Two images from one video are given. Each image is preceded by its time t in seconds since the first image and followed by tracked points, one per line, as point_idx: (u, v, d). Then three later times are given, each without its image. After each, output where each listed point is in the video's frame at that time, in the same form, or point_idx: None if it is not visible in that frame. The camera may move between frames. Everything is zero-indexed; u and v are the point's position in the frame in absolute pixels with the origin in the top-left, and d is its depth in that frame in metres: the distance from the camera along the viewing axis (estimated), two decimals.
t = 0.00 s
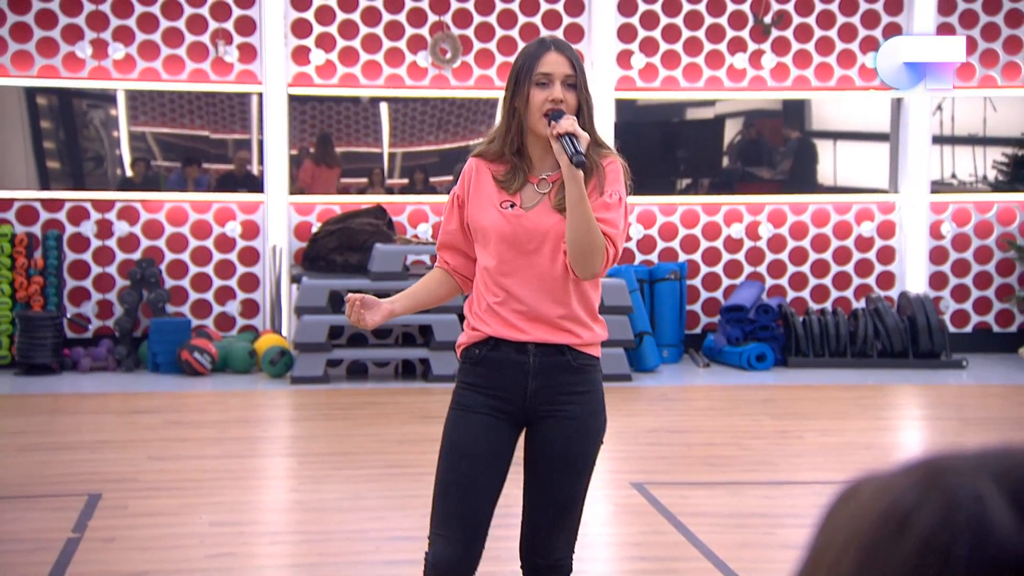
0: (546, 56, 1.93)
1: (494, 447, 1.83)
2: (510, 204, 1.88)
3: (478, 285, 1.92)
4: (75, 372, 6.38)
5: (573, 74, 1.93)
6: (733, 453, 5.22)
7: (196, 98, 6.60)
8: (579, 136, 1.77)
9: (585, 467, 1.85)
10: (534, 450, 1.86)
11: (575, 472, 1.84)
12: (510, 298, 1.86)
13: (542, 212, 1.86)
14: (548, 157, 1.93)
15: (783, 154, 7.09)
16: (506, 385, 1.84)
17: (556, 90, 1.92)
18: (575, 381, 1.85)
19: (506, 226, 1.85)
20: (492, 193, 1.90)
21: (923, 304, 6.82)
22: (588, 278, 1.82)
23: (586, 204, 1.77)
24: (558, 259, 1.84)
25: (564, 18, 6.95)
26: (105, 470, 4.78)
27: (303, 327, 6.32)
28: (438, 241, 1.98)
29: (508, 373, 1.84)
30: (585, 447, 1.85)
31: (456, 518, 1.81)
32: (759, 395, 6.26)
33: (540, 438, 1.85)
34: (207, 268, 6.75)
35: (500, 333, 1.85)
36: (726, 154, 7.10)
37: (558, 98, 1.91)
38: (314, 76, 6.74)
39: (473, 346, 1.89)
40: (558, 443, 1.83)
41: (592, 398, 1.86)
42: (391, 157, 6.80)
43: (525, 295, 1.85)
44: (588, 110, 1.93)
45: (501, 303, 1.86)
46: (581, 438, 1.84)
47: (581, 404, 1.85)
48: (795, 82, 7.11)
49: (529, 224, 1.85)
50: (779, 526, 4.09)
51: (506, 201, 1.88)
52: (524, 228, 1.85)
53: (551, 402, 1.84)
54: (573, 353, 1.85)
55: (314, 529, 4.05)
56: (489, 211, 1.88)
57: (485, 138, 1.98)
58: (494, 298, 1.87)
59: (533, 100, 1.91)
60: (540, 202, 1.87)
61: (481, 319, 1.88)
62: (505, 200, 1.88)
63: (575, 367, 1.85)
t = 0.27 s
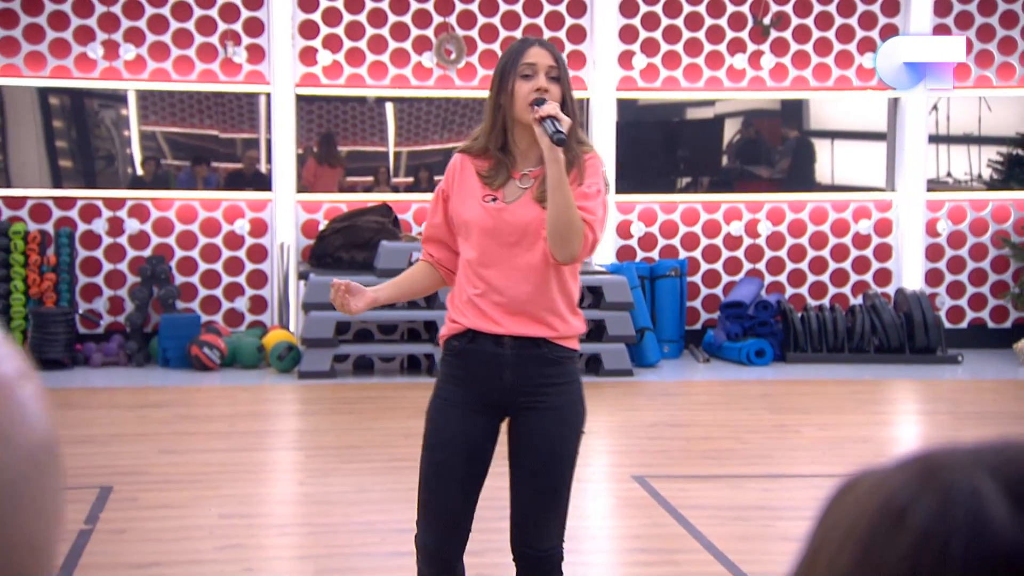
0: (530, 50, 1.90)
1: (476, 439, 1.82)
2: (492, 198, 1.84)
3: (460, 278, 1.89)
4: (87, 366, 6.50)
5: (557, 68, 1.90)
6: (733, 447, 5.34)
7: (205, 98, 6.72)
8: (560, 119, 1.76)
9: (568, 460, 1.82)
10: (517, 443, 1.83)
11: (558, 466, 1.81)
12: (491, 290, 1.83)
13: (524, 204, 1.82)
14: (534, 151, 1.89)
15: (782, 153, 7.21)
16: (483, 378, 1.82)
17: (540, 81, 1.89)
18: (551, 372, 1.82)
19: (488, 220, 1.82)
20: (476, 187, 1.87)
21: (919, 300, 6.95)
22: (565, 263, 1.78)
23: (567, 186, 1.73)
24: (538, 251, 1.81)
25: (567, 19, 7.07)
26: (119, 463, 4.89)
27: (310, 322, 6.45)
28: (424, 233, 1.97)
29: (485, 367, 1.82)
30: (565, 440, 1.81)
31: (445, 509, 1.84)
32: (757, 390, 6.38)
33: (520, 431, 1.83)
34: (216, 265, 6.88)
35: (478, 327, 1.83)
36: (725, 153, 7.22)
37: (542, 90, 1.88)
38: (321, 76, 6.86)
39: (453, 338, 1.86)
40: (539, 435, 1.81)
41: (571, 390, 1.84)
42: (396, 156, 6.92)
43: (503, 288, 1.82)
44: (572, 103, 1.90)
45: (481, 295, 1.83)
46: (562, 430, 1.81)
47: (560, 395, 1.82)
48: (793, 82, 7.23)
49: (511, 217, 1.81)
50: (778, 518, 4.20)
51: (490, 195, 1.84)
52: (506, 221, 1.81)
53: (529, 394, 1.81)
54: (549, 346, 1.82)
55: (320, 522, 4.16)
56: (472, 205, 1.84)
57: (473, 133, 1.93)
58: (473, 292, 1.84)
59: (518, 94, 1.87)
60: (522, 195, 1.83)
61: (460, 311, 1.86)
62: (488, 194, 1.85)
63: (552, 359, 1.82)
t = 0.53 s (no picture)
0: (502, 56, 1.79)
1: (443, 438, 1.71)
2: (457, 197, 1.74)
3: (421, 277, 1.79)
4: (103, 363, 6.62)
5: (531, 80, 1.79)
6: (737, 443, 5.45)
7: (218, 100, 6.84)
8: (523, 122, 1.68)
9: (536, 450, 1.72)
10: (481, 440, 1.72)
11: (526, 459, 1.71)
12: (450, 288, 1.72)
13: (488, 205, 1.71)
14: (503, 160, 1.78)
15: (784, 153, 7.31)
16: (440, 376, 1.71)
17: (509, 89, 1.77)
18: (508, 368, 1.70)
19: (451, 217, 1.72)
20: (443, 187, 1.76)
21: (920, 298, 7.06)
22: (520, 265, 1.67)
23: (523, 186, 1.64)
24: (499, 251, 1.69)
25: (573, 22, 7.18)
26: (136, 459, 5.00)
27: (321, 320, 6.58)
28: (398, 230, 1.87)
29: (441, 365, 1.71)
30: (529, 433, 1.70)
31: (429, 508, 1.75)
32: (760, 387, 6.50)
33: (482, 429, 1.71)
34: (229, 263, 7.00)
35: (434, 325, 1.72)
36: (729, 154, 7.32)
37: (512, 98, 1.77)
38: (332, 78, 6.97)
39: (413, 336, 1.76)
40: (501, 431, 1.69)
41: (531, 383, 1.72)
42: (405, 157, 7.04)
43: (460, 286, 1.71)
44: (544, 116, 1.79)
45: (439, 294, 1.73)
46: (524, 423, 1.70)
47: (520, 388, 1.70)
48: (796, 84, 7.35)
49: (475, 216, 1.70)
50: (780, 513, 4.32)
51: (453, 196, 1.73)
52: (468, 219, 1.70)
53: (487, 390, 1.69)
54: (506, 344, 1.70)
55: (332, 515, 4.26)
56: (437, 203, 1.74)
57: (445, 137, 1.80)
58: (432, 290, 1.74)
59: (487, 101, 1.76)
60: (487, 196, 1.72)
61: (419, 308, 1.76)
62: (454, 193, 1.74)
63: (510, 356, 1.70)
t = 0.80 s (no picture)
0: (455, 66, 1.88)
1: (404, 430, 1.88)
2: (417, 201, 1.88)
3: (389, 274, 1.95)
4: (116, 360, 6.76)
5: (484, 88, 1.87)
6: (736, 438, 5.59)
7: (229, 102, 6.98)
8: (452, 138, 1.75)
9: (483, 443, 1.79)
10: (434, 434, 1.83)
11: (470, 450, 1.78)
12: (407, 285, 1.88)
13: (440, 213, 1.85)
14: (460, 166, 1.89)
15: (783, 154, 7.46)
16: (392, 373, 1.88)
17: (459, 99, 1.88)
18: (450, 363, 1.83)
19: (409, 219, 1.86)
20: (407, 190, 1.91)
21: (917, 296, 7.20)
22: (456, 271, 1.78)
23: (454, 200, 1.72)
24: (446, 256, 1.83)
25: (577, 25, 7.31)
26: (151, 453, 5.13)
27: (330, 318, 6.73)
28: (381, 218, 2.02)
29: (395, 361, 1.87)
30: (472, 425, 1.79)
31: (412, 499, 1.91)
32: (760, 383, 6.65)
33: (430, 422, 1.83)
34: (240, 262, 7.14)
35: (393, 321, 1.89)
36: (729, 155, 7.45)
37: (460, 108, 1.87)
38: (340, 81, 7.12)
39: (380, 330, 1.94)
40: (441, 421, 1.80)
41: (473, 377, 1.83)
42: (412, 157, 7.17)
43: (414, 287, 1.86)
44: (494, 122, 1.86)
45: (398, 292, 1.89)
46: (467, 415, 1.80)
47: (462, 384, 1.82)
48: (796, 87, 7.49)
49: (427, 220, 1.84)
50: (780, 506, 4.45)
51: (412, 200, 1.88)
52: (420, 224, 1.85)
53: (432, 383, 1.84)
54: (452, 342, 1.83)
55: (341, 509, 4.34)
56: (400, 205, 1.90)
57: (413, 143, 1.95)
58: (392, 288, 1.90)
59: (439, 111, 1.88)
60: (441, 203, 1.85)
61: (386, 300, 1.93)
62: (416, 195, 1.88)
63: (450, 353, 1.83)
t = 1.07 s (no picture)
0: (420, 68, 1.98)
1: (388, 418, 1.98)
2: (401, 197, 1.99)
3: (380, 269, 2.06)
4: (137, 356, 6.92)
5: (454, 83, 1.96)
6: (743, 434, 5.73)
7: (246, 104, 7.12)
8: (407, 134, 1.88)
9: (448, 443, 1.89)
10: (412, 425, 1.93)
11: (434, 440, 1.87)
12: (395, 281, 1.98)
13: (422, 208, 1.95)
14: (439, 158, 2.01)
15: (789, 156, 7.60)
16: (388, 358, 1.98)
17: (425, 98, 1.97)
18: (437, 357, 1.93)
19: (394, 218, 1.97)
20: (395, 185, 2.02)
21: (921, 295, 7.34)
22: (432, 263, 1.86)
23: (414, 196, 1.83)
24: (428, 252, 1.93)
25: (587, 29, 7.45)
26: (174, 445, 5.27)
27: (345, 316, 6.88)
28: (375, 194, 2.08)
29: (386, 349, 1.98)
30: (445, 417, 1.89)
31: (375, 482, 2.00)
32: (766, 380, 6.80)
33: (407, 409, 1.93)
34: (257, 261, 7.30)
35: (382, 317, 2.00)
36: (736, 156, 7.60)
37: (426, 107, 1.97)
38: (355, 84, 7.25)
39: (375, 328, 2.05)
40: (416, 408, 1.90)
41: (461, 375, 1.93)
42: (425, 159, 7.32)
43: (400, 283, 1.97)
44: (460, 115, 1.95)
45: (384, 288, 2.00)
46: (445, 412, 1.89)
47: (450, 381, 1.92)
48: (802, 89, 7.63)
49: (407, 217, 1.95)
50: (786, 501, 4.58)
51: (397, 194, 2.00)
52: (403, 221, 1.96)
53: (421, 375, 1.94)
54: (435, 335, 1.93)
55: (356, 503, 4.47)
56: (388, 200, 2.01)
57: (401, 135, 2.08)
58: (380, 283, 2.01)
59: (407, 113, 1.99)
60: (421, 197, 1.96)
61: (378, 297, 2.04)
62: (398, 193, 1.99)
63: (436, 347, 1.93)
